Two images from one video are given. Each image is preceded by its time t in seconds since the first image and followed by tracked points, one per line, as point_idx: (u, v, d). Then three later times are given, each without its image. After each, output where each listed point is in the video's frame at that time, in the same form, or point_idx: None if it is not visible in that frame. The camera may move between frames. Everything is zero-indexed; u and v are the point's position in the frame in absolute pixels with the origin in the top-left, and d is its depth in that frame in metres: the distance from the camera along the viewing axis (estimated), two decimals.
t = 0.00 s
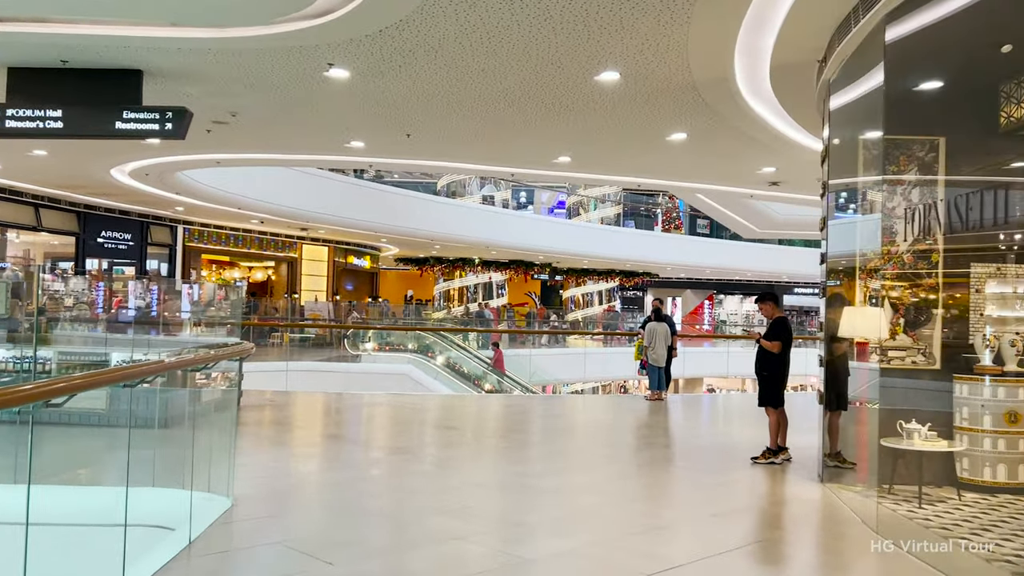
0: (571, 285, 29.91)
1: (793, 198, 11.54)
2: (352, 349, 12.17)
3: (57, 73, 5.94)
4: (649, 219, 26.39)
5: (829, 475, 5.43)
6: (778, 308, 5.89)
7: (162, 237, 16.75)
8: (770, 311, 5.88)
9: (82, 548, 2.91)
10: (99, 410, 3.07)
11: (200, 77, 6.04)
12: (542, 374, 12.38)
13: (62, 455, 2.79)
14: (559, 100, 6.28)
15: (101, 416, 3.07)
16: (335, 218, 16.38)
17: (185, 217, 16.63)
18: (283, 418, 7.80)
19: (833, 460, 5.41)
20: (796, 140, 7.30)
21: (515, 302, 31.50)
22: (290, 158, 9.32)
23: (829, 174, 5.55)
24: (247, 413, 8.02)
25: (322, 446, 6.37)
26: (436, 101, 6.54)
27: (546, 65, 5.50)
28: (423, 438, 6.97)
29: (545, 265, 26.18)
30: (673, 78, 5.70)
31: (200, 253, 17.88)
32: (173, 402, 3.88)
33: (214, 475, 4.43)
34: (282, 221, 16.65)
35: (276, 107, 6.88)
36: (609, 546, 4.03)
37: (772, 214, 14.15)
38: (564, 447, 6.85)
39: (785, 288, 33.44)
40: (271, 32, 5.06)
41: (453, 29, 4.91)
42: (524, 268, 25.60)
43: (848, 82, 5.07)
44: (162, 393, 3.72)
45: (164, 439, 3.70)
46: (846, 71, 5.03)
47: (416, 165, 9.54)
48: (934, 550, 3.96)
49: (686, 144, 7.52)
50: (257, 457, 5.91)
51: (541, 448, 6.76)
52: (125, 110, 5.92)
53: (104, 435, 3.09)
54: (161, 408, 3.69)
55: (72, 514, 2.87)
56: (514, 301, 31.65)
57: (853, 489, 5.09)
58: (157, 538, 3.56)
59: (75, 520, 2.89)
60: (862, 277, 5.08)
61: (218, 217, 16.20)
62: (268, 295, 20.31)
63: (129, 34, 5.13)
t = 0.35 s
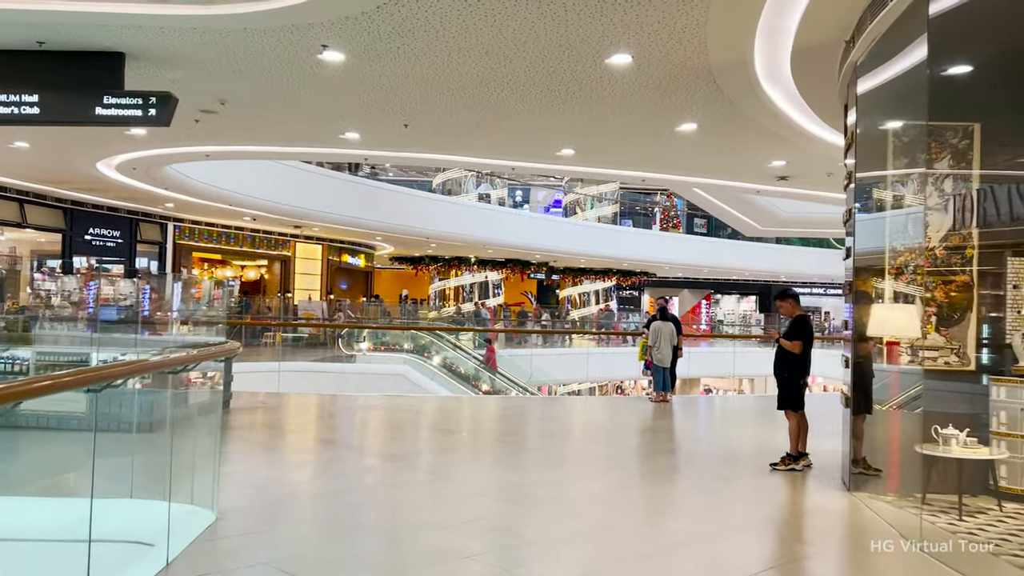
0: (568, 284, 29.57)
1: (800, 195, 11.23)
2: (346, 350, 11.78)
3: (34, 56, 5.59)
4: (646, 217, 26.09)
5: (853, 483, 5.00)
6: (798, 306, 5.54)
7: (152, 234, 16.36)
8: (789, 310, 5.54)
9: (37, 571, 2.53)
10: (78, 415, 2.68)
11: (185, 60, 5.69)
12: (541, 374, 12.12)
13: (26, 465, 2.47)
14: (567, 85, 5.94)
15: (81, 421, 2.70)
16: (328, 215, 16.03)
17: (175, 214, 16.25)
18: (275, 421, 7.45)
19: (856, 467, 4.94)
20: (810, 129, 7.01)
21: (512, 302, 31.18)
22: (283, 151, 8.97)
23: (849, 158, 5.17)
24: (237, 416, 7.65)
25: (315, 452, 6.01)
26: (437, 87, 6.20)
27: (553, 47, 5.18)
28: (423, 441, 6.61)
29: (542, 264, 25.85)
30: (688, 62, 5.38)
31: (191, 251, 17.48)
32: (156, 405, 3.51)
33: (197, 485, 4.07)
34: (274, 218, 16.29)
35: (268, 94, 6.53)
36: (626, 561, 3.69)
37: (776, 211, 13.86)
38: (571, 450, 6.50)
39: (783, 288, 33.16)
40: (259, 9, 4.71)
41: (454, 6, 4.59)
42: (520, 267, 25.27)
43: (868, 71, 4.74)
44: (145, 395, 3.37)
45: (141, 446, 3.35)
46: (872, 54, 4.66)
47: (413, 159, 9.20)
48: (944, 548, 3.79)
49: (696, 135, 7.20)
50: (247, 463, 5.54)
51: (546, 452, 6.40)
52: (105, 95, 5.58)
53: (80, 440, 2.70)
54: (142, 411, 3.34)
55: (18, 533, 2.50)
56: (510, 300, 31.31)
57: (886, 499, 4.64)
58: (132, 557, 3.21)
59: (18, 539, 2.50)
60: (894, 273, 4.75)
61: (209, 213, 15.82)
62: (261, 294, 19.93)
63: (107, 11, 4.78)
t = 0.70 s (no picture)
0: (562, 284, 29.25)
1: (803, 191, 10.92)
2: (336, 350, 11.17)
3: None
4: (641, 217, 25.75)
5: (875, 494, 4.70)
6: (814, 305, 5.21)
7: (137, 232, 15.95)
8: (804, 309, 5.22)
9: None
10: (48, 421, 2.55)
11: (161, 42, 5.33)
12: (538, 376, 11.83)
13: None
14: (568, 70, 5.62)
15: (50, 427, 2.57)
16: (317, 213, 15.67)
17: (160, 211, 15.85)
18: (259, 426, 7.09)
19: (877, 475, 4.71)
20: (820, 119, 6.69)
21: (505, 302, 30.88)
22: (269, 143, 8.59)
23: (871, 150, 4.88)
24: (220, 420, 7.29)
25: (302, 460, 5.66)
26: (430, 73, 5.86)
27: (554, 27, 4.84)
28: (415, 447, 6.28)
29: (535, 263, 25.51)
30: (697, 44, 5.06)
31: (177, 249, 17.08)
32: (129, 413, 3.22)
33: (168, 500, 3.70)
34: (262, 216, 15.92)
35: (250, 80, 6.17)
36: None
37: (776, 209, 13.54)
38: (572, 457, 6.17)
39: (778, 288, 32.91)
40: None
41: None
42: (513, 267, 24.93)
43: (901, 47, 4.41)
44: (112, 400, 3.06)
45: (103, 456, 3.03)
46: (903, 32, 4.34)
47: (405, 153, 8.85)
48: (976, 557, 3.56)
49: (702, 125, 6.88)
50: (228, 472, 5.19)
51: (546, 459, 6.07)
52: (76, 79, 5.20)
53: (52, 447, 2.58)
54: (106, 418, 3.03)
55: None
56: (503, 300, 30.95)
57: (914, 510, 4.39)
58: None
59: None
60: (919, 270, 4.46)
61: (196, 211, 15.44)
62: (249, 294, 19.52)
63: None
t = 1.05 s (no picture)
0: (552, 285, 28.93)
1: (801, 190, 10.64)
2: (322, 351, 10.78)
3: None
4: (633, 216, 25.44)
5: (898, 511, 4.24)
6: (829, 307, 4.92)
7: (118, 230, 15.52)
8: (819, 311, 4.91)
9: None
10: (8, 431, 2.49)
11: (130, 24, 4.95)
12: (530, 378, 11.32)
13: None
14: (567, 57, 5.29)
15: (11, 438, 2.50)
16: (302, 211, 15.30)
17: (140, 209, 15.42)
18: (238, 434, 6.71)
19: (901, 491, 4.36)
20: (828, 111, 6.38)
21: (494, 302, 30.57)
22: (251, 136, 8.21)
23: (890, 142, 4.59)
24: (199, 428, 6.90)
25: (283, 472, 5.29)
26: (421, 60, 5.51)
27: (553, 9, 4.50)
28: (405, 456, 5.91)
29: (526, 263, 25.19)
30: (706, 29, 4.73)
31: (159, 248, 16.65)
32: (98, 423, 2.92)
33: (130, 523, 3.32)
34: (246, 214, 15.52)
35: (229, 68, 5.81)
36: None
37: (773, 208, 13.23)
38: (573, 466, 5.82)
39: (769, 288, 32.72)
40: None
41: None
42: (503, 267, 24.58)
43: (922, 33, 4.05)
44: (72, 409, 2.73)
45: (58, 470, 2.72)
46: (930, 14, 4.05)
47: (393, 147, 8.49)
48: None
49: (705, 119, 6.55)
50: (203, 487, 4.82)
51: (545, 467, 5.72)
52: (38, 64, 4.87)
53: (14, 459, 2.55)
54: (64, 427, 2.70)
55: None
56: (493, 301, 30.64)
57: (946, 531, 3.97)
58: None
59: None
60: (948, 270, 4.13)
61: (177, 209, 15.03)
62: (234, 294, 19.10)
63: None
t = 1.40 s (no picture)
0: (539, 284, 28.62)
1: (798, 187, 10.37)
2: (306, 352, 10.44)
3: None
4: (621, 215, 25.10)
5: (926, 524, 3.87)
6: (846, 305, 4.62)
7: (93, 226, 15.07)
8: (835, 310, 4.60)
9: None
10: None
11: None
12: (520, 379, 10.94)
13: None
14: (566, 39, 4.98)
15: None
16: (284, 207, 14.93)
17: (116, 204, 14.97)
18: (214, 439, 6.33)
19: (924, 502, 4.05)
20: (835, 101, 6.10)
21: (480, 302, 30.24)
22: (229, 126, 7.83)
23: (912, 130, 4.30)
24: (174, 433, 6.53)
25: (263, 481, 4.93)
26: (410, 42, 5.17)
27: None
28: (394, 460, 5.57)
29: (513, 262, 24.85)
30: (716, 7, 4.42)
31: (137, 245, 16.21)
32: (49, 429, 2.59)
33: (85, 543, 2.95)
34: (226, 210, 15.10)
35: (205, 49, 5.45)
36: None
37: (767, 205, 12.93)
38: (572, 471, 5.50)
39: (756, 288, 32.55)
40: None
41: None
42: (490, 266, 24.24)
43: (946, 12, 3.73)
44: (18, 415, 2.38)
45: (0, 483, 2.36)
46: None
47: (379, 139, 8.13)
48: None
49: (707, 107, 6.25)
50: (176, 499, 4.45)
51: (542, 472, 5.39)
52: None
53: None
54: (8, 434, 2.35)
55: None
56: (479, 300, 30.32)
57: (978, 544, 3.59)
58: None
59: None
60: (979, 265, 3.82)
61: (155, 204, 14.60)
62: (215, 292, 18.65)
63: None
